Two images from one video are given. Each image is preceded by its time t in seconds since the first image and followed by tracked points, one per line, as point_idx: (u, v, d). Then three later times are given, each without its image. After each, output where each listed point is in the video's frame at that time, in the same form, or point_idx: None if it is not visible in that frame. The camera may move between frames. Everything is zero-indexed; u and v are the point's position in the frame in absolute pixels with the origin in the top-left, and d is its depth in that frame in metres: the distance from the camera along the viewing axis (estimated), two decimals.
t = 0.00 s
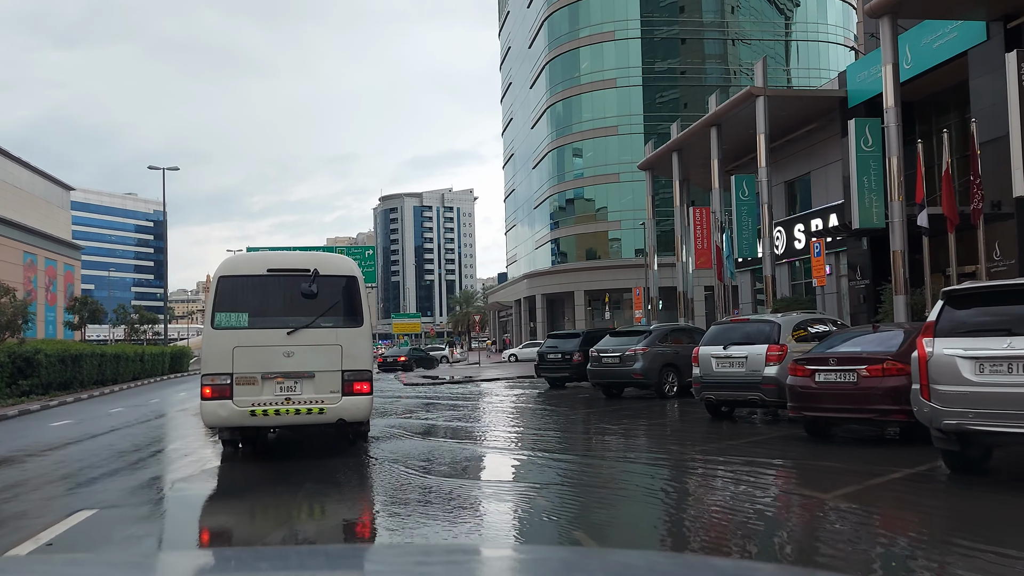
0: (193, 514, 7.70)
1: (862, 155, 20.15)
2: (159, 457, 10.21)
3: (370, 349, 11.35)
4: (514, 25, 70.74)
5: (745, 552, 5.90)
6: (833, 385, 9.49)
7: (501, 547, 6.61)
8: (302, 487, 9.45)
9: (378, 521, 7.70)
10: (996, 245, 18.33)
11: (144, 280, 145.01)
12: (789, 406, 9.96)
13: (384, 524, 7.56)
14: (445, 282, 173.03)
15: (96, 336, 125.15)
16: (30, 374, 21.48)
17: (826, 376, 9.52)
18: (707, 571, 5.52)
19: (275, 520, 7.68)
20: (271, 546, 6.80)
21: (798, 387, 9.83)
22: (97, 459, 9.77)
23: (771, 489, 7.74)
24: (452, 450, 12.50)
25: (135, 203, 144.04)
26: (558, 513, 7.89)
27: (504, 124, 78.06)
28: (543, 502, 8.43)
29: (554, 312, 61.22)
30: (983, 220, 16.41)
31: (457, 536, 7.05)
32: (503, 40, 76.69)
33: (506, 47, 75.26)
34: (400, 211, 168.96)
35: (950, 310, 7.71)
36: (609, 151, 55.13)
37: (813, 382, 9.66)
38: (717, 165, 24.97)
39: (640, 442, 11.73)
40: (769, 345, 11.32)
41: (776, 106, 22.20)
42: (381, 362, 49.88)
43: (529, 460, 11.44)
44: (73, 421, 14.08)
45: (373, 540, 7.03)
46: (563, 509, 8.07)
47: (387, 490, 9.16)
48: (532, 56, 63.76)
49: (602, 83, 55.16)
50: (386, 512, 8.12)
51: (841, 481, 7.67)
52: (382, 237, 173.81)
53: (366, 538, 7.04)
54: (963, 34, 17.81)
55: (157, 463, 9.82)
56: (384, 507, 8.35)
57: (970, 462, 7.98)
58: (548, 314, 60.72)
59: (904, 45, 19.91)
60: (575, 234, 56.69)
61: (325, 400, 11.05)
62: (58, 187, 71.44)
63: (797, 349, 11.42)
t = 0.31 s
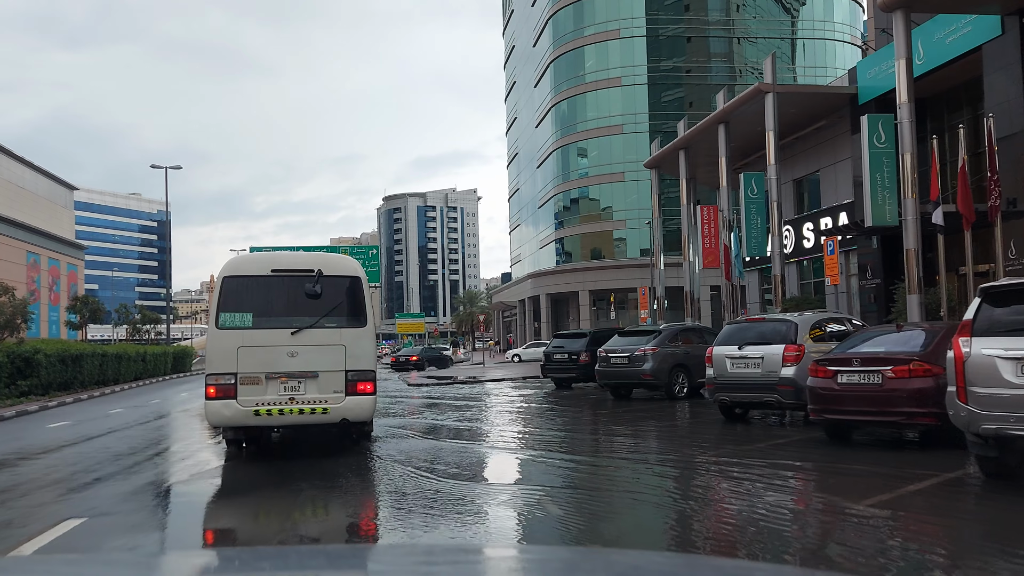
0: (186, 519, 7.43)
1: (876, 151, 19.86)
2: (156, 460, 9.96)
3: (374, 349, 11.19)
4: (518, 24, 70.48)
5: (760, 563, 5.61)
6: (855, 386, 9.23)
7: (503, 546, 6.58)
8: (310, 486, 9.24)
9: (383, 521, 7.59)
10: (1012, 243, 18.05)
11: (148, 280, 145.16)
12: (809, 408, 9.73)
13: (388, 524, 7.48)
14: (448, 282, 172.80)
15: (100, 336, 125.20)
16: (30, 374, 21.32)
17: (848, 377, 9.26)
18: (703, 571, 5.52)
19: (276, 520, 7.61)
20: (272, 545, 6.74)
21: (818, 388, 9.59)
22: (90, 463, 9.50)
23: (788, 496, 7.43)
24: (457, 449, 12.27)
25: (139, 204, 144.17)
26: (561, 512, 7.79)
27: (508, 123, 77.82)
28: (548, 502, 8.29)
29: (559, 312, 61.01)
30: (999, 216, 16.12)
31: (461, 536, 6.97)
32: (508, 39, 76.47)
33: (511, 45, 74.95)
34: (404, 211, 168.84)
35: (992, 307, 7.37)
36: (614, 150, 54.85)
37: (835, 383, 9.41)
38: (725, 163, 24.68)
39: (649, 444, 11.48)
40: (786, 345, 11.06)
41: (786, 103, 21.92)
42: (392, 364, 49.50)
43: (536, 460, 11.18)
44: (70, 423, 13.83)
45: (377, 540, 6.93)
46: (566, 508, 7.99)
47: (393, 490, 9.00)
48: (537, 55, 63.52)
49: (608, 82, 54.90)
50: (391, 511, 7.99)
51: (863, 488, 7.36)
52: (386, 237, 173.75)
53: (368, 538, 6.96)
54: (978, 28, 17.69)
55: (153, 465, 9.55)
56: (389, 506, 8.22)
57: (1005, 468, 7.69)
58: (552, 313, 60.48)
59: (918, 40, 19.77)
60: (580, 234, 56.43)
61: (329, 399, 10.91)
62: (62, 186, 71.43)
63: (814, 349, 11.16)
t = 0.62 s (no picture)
0: (181, 522, 7.16)
1: (889, 148, 19.59)
2: (153, 463, 9.65)
3: (378, 349, 10.95)
4: (522, 23, 70.25)
5: (776, 572, 5.33)
6: (883, 387, 8.93)
7: (508, 546, 6.46)
8: (317, 486, 9.04)
9: (388, 521, 7.42)
10: None
11: (152, 280, 145.29)
12: (833, 410, 9.45)
13: (393, 522, 7.35)
14: (452, 282, 172.56)
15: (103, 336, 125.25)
16: (30, 374, 21.15)
17: (875, 379, 8.98)
18: None
19: (276, 521, 7.41)
20: (270, 546, 6.56)
21: (842, 390, 9.28)
22: (80, 468, 9.19)
23: (809, 504, 7.08)
24: (461, 449, 12.03)
25: (143, 204, 144.27)
26: (566, 513, 7.62)
27: (512, 122, 77.60)
28: (553, 502, 8.11)
29: (564, 312, 60.77)
30: (1016, 214, 15.84)
31: (466, 536, 6.85)
32: (512, 39, 76.26)
33: (515, 44, 74.73)
34: (408, 211, 168.71)
35: None
36: (619, 149, 54.57)
37: (861, 385, 9.12)
38: (733, 160, 24.41)
39: (660, 445, 11.24)
40: (805, 345, 10.78)
41: (795, 99, 21.67)
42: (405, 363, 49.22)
43: (541, 460, 10.97)
44: (66, 424, 13.56)
45: (382, 540, 6.77)
46: (571, 508, 7.82)
47: (401, 489, 8.81)
48: (541, 54, 63.28)
49: (613, 80, 54.66)
50: (397, 511, 7.82)
51: (889, 497, 6.99)
52: (390, 237, 173.66)
53: (373, 538, 6.80)
54: (992, 23, 17.45)
55: (149, 469, 9.23)
56: (395, 505, 8.05)
57: None
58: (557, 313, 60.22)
59: (930, 35, 19.52)
60: (585, 234, 56.14)
61: (332, 399, 10.68)
62: (65, 186, 71.40)
63: (835, 350, 10.86)
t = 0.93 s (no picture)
0: (178, 523, 6.95)
1: (904, 143, 19.33)
2: (149, 466, 9.38)
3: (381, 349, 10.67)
4: (526, 21, 69.96)
5: None
6: (914, 389, 8.62)
7: (512, 546, 6.29)
8: (321, 486, 8.78)
9: (391, 520, 7.19)
10: None
11: (155, 280, 145.32)
12: (860, 412, 9.15)
13: (397, 521, 7.16)
14: (455, 282, 172.30)
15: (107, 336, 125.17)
16: (27, 375, 20.93)
17: (905, 380, 8.67)
18: None
19: (277, 519, 7.22)
20: (270, 546, 6.37)
21: (871, 392, 8.97)
22: (73, 473, 8.91)
23: (832, 510, 6.78)
24: (464, 449, 11.73)
25: (147, 204, 144.26)
26: (570, 512, 7.42)
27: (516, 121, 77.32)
28: (558, 502, 7.91)
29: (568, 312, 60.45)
30: None
31: (469, 536, 6.64)
32: (515, 37, 75.95)
33: (518, 42, 74.43)
34: (411, 211, 168.56)
35: None
36: (624, 147, 54.21)
37: (891, 387, 8.81)
38: (742, 157, 24.10)
39: (671, 446, 10.95)
40: (827, 344, 10.46)
41: (806, 94, 21.39)
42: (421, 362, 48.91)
43: (548, 460, 10.69)
44: (62, 426, 13.29)
45: (384, 539, 6.55)
46: (577, 508, 7.63)
47: (405, 489, 8.57)
48: (545, 52, 62.98)
49: (617, 78, 54.32)
50: (400, 510, 7.59)
51: (918, 503, 6.68)
52: (393, 237, 173.53)
53: (375, 538, 6.59)
54: (1007, 15, 17.15)
55: (145, 471, 8.96)
56: (398, 504, 7.82)
57: None
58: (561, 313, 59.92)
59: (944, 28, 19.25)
60: (589, 233, 55.79)
61: (335, 400, 10.39)
62: (68, 186, 71.28)
63: (857, 349, 10.54)
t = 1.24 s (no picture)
0: (173, 526, 6.72)
1: (919, 139, 19.10)
2: (145, 469, 9.12)
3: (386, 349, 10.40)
4: (530, 21, 69.68)
5: None
6: (943, 392, 8.35)
7: (516, 546, 6.12)
8: (326, 485, 8.57)
9: (395, 519, 6.98)
10: None
11: (158, 281, 145.34)
12: (888, 415, 8.88)
13: (399, 519, 6.98)
14: (458, 282, 172.18)
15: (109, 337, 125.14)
16: (24, 375, 20.70)
17: (936, 383, 8.38)
18: None
19: (277, 518, 7.03)
20: (269, 546, 6.18)
21: (900, 394, 8.68)
22: (65, 478, 8.64)
23: (855, 516, 6.49)
24: (468, 449, 11.51)
25: (150, 205, 144.29)
26: (574, 513, 7.24)
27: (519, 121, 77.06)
28: (565, 502, 7.70)
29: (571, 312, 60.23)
30: None
31: (473, 534, 6.47)
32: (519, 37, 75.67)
33: (522, 41, 74.08)
34: (414, 211, 168.52)
35: None
36: (628, 146, 53.88)
37: (921, 389, 8.53)
38: (750, 154, 23.83)
39: (684, 448, 10.66)
40: (848, 345, 10.20)
41: (815, 90, 21.16)
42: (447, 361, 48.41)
43: (554, 461, 10.47)
44: (56, 429, 13.01)
45: (386, 539, 6.34)
46: (581, 509, 7.45)
47: (409, 488, 8.34)
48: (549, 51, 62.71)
49: (622, 77, 54.00)
50: (405, 509, 7.37)
51: (947, 511, 6.38)
52: (396, 237, 173.46)
53: (379, 537, 6.38)
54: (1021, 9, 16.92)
55: (139, 475, 8.70)
56: (402, 503, 7.61)
57: None
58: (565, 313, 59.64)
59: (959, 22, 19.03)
60: (593, 232, 55.46)
61: (338, 400, 10.12)
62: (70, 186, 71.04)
63: (880, 349, 10.26)
